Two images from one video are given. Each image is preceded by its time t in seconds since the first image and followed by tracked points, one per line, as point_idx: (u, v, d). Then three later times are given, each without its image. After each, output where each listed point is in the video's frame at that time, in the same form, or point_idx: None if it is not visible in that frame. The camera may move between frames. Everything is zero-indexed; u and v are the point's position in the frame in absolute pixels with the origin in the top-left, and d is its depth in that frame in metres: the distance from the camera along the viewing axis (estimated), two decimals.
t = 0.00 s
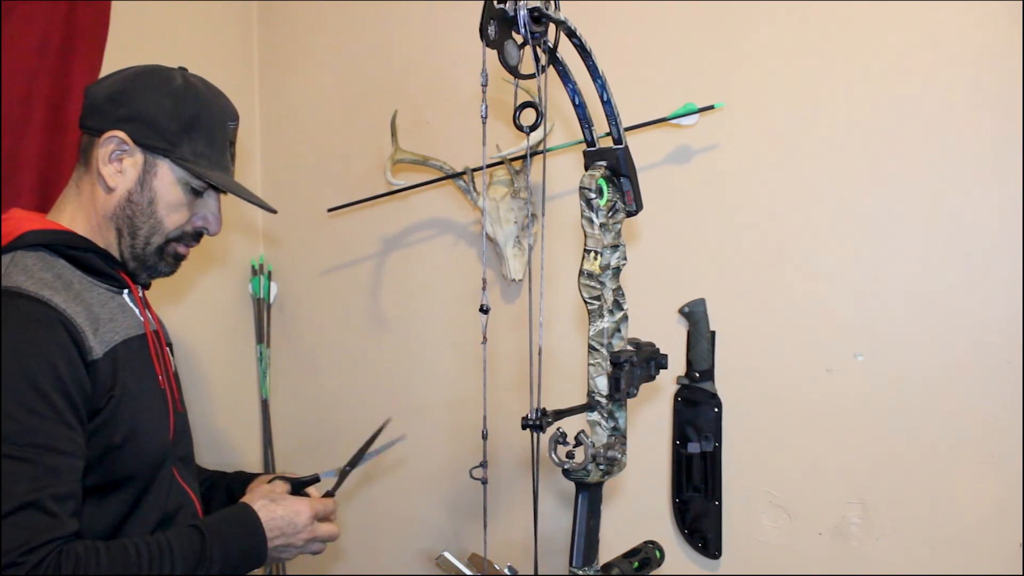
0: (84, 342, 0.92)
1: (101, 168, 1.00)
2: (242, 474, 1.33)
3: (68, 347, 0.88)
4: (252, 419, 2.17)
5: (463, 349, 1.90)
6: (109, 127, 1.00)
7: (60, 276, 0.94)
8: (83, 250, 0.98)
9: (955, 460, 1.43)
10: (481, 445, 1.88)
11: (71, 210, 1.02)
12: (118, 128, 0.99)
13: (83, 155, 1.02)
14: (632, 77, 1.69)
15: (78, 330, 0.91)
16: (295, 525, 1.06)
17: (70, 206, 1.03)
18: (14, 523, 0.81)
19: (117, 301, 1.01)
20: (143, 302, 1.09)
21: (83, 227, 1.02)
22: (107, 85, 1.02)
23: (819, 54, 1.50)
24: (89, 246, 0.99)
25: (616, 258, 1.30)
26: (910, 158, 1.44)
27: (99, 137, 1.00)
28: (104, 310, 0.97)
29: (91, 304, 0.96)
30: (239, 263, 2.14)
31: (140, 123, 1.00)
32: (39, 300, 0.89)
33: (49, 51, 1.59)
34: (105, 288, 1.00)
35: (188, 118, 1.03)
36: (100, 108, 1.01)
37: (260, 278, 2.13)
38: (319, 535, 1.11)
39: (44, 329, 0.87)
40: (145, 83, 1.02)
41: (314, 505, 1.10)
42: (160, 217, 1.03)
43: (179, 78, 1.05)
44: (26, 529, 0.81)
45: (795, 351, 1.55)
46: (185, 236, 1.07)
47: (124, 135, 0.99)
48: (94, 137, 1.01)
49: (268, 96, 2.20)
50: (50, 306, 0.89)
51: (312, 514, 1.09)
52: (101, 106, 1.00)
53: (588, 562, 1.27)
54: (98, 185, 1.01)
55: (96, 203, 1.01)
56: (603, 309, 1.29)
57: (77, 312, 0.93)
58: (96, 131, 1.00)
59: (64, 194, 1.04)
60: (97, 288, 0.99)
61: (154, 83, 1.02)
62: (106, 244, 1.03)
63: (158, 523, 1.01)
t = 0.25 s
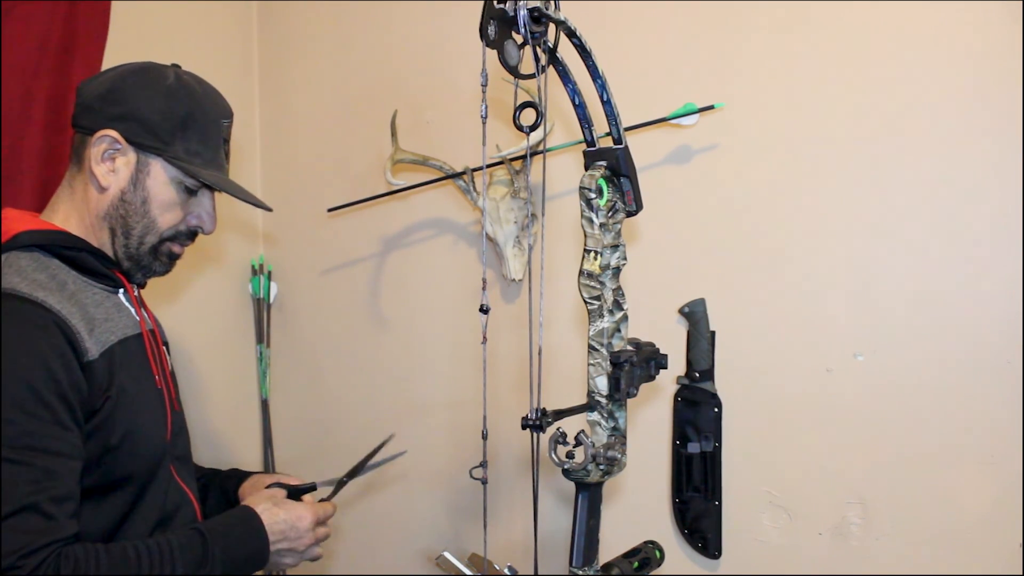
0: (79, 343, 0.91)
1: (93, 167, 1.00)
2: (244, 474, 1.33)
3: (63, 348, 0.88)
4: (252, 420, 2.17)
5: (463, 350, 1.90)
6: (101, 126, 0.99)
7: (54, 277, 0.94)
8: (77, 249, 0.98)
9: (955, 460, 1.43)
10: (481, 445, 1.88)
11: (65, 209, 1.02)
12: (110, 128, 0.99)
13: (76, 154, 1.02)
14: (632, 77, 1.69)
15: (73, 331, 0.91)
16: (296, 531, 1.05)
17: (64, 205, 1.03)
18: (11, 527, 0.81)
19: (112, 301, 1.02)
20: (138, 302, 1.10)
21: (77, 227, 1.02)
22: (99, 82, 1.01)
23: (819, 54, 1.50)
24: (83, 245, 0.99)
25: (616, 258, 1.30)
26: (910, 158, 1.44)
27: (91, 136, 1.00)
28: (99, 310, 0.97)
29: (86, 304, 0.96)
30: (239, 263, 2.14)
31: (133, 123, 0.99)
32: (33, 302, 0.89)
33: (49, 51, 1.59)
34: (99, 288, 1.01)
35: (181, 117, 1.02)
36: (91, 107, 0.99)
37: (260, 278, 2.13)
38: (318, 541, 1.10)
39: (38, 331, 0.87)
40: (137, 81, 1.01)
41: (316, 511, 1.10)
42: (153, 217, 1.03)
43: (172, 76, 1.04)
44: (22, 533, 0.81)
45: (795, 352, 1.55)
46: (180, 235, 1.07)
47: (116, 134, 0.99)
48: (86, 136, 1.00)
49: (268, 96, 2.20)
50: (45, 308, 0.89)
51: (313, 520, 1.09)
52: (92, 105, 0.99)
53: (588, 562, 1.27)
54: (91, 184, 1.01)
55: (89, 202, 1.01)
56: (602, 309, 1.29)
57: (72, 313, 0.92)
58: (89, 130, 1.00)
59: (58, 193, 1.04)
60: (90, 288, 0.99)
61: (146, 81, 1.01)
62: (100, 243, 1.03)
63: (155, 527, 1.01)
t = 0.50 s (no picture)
0: (74, 346, 0.91)
1: (92, 168, 0.99)
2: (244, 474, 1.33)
3: (57, 351, 0.88)
4: (252, 420, 2.17)
5: (463, 350, 1.90)
6: (99, 127, 0.99)
7: (51, 278, 0.94)
8: (75, 250, 0.98)
9: (955, 460, 1.43)
10: (481, 445, 1.88)
11: (63, 210, 1.02)
12: (109, 128, 0.98)
13: (73, 155, 1.01)
14: (632, 77, 1.69)
15: (68, 334, 0.91)
16: (294, 525, 1.02)
17: (62, 205, 1.02)
18: None
19: (110, 301, 1.02)
20: (136, 302, 1.10)
21: (75, 227, 1.01)
22: (95, 82, 1.01)
23: (819, 54, 1.50)
24: (81, 246, 0.99)
25: (616, 258, 1.30)
26: (910, 158, 1.44)
27: (89, 137, 0.99)
28: (96, 311, 0.97)
29: (83, 305, 0.96)
30: (239, 263, 2.14)
31: (131, 123, 0.99)
32: (29, 304, 0.89)
33: (49, 51, 1.59)
34: (98, 288, 1.01)
35: (179, 117, 1.02)
36: (89, 107, 0.99)
37: (260, 278, 2.13)
38: (323, 529, 1.07)
39: (32, 335, 0.86)
40: (134, 81, 1.00)
41: (313, 500, 1.06)
42: (153, 217, 1.03)
43: (168, 75, 1.04)
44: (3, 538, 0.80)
45: (795, 352, 1.55)
46: (179, 234, 1.07)
47: (115, 135, 0.98)
48: (85, 137, 1.00)
49: (268, 96, 2.20)
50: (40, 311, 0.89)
51: (312, 509, 1.05)
52: (90, 105, 0.99)
53: (588, 563, 1.27)
54: (90, 185, 1.01)
55: (88, 203, 1.01)
56: (603, 309, 1.29)
57: (67, 315, 0.92)
58: (87, 130, 0.99)
59: (55, 194, 1.04)
60: (89, 288, 0.99)
61: (144, 81, 1.01)
62: (99, 244, 1.03)
63: (154, 526, 1.01)
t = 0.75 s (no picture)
0: (68, 349, 0.91)
1: (92, 170, 0.99)
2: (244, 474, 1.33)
3: (49, 355, 0.88)
4: (252, 420, 2.17)
5: (463, 349, 1.90)
6: (99, 129, 0.98)
7: (49, 277, 0.94)
8: (75, 252, 0.98)
9: (954, 459, 1.43)
10: (481, 445, 1.88)
11: (62, 212, 1.01)
12: (109, 130, 0.98)
13: (72, 156, 1.01)
14: (632, 77, 1.69)
15: (62, 337, 0.91)
16: (243, 562, 1.00)
17: (61, 207, 1.02)
18: None
19: (107, 302, 1.02)
20: (135, 303, 1.09)
21: (75, 229, 1.01)
22: (94, 83, 1.01)
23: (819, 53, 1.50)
24: (81, 248, 0.99)
25: (616, 258, 1.30)
26: (909, 158, 1.45)
27: (88, 139, 0.99)
28: (92, 313, 0.97)
29: (79, 306, 0.96)
30: (239, 263, 2.14)
31: (132, 125, 0.99)
32: (25, 305, 0.89)
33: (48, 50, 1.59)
34: (96, 290, 1.01)
35: (180, 118, 1.02)
36: (88, 109, 0.99)
37: (260, 278, 2.13)
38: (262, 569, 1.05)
39: (26, 337, 0.86)
40: (134, 82, 1.00)
41: (261, 536, 1.04)
42: (154, 218, 1.03)
43: (167, 75, 1.04)
44: None
45: (795, 351, 1.55)
46: (180, 235, 1.07)
47: (115, 137, 0.98)
48: (85, 138, 0.99)
49: (268, 95, 2.20)
50: (35, 312, 0.89)
51: (258, 547, 1.03)
52: (89, 107, 0.99)
53: (588, 562, 1.27)
54: (90, 187, 1.00)
55: (88, 205, 1.00)
56: (602, 309, 1.29)
57: (62, 317, 0.92)
58: (87, 132, 0.99)
59: (54, 195, 1.03)
60: (86, 289, 0.99)
61: (143, 82, 1.01)
62: (100, 245, 1.03)
63: (152, 525, 1.03)
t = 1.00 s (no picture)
0: (62, 350, 0.91)
1: (89, 171, 0.99)
2: (245, 474, 1.33)
3: (44, 358, 0.88)
4: (252, 420, 2.17)
5: (463, 349, 1.90)
6: (95, 130, 0.98)
7: (43, 279, 0.94)
8: (72, 253, 0.98)
9: (955, 459, 1.43)
10: (481, 445, 1.88)
11: (59, 212, 1.01)
12: (105, 131, 0.98)
13: (69, 157, 1.01)
14: (633, 77, 1.69)
15: (57, 338, 0.90)
16: (235, 562, 1.01)
17: (58, 208, 1.02)
18: None
19: (103, 303, 1.02)
20: (132, 304, 1.09)
21: (72, 230, 1.01)
22: (90, 84, 1.00)
23: (819, 53, 1.50)
24: (78, 249, 0.99)
25: (616, 258, 1.30)
26: (909, 158, 1.44)
27: (85, 140, 0.99)
28: (86, 314, 0.97)
29: (74, 307, 0.96)
30: (239, 263, 2.14)
31: (128, 126, 0.99)
32: (19, 307, 0.88)
33: (48, 50, 1.58)
34: (92, 291, 1.01)
35: (176, 118, 1.02)
36: (84, 110, 0.99)
37: (260, 278, 2.13)
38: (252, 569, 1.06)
39: (20, 338, 0.86)
40: (130, 83, 1.00)
41: (250, 536, 1.06)
42: (151, 219, 1.03)
43: (164, 75, 1.03)
44: None
45: (795, 351, 1.55)
46: (177, 235, 1.07)
47: (111, 138, 0.98)
48: (81, 139, 0.99)
49: (268, 95, 2.20)
50: (29, 314, 0.89)
51: (248, 547, 1.05)
52: (85, 108, 0.99)
53: (588, 562, 1.27)
54: (87, 188, 1.00)
55: (85, 206, 1.01)
56: (602, 309, 1.29)
57: (57, 319, 0.92)
58: (83, 132, 0.99)
59: (51, 196, 1.03)
60: (82, 290, 0.99)
61: (139, 82, 1.01)
62: (97, 246, 1.03)
63: (150, 526, 1.02)
